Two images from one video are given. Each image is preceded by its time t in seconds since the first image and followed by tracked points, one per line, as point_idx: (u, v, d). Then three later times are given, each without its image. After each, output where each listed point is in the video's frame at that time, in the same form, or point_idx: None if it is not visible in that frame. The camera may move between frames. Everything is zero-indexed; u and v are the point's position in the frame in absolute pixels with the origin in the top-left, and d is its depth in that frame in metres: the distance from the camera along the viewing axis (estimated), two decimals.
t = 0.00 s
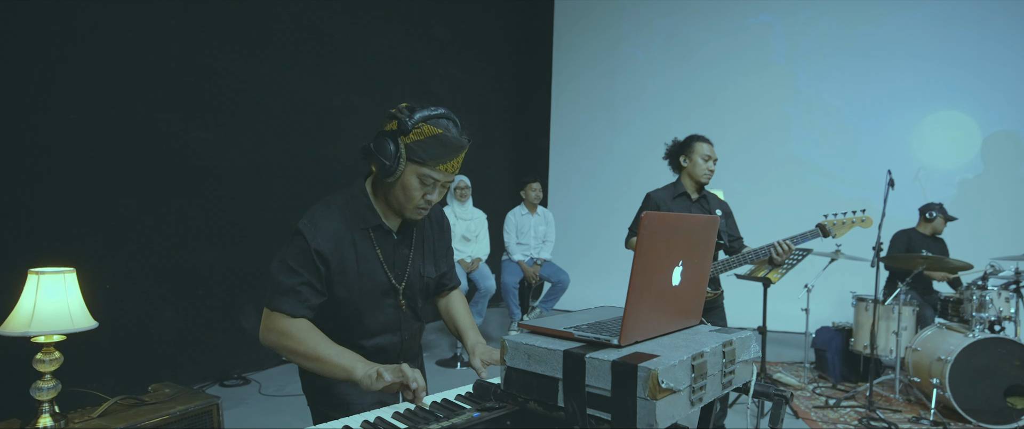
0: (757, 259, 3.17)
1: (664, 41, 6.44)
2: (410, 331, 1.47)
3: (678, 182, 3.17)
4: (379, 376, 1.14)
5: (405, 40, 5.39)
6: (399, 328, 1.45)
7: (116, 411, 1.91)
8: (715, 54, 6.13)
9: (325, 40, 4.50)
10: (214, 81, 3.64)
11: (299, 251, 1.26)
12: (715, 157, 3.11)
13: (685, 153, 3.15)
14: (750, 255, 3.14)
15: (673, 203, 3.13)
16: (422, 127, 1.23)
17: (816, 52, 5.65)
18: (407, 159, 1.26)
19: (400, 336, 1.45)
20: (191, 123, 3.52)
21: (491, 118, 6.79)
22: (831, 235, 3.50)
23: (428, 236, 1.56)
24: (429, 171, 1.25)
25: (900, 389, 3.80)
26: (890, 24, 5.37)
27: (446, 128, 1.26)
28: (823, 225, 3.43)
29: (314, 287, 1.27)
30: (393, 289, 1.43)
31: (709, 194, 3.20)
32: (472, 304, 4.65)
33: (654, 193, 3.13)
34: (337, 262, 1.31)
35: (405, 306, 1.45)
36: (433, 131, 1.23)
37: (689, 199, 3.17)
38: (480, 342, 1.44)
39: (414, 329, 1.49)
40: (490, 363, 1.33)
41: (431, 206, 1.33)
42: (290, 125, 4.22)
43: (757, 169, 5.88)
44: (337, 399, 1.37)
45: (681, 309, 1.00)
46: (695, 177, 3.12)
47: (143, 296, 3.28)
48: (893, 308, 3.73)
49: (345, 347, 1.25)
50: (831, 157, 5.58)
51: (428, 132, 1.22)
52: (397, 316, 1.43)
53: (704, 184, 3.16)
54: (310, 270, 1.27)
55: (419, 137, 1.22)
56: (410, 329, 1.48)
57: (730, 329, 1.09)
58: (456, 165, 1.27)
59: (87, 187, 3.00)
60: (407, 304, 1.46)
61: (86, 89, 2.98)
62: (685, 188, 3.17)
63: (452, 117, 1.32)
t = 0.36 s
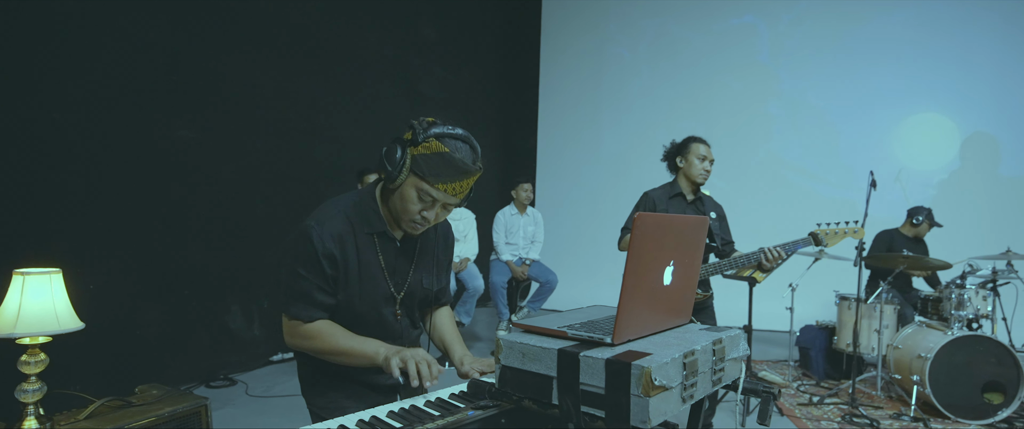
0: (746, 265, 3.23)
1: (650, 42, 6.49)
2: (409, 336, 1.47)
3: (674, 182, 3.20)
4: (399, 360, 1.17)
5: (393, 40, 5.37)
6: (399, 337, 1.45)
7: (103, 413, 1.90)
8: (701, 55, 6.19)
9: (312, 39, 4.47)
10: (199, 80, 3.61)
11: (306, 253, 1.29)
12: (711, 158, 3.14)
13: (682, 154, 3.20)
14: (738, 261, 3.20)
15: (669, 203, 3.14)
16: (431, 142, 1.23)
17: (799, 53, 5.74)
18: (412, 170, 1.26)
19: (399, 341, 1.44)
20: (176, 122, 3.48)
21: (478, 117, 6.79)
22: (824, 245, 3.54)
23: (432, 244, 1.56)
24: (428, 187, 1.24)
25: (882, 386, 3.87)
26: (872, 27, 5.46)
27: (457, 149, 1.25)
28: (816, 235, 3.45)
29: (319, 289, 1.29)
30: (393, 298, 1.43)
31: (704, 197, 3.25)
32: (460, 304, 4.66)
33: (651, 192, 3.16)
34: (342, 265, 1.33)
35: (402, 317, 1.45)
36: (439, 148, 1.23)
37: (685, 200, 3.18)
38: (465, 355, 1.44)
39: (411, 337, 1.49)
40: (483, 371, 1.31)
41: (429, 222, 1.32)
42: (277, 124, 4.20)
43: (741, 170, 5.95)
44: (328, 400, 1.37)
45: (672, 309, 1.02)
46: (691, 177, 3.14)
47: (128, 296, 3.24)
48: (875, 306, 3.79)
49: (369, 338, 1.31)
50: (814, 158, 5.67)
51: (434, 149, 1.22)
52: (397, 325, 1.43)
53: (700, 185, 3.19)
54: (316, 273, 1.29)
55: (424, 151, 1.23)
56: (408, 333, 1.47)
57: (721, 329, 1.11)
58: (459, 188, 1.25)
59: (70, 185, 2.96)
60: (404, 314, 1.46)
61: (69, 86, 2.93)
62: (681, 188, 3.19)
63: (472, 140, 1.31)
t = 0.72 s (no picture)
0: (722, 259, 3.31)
1: (637, 43, 6.53)
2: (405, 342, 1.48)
3: (650, 183, 3.28)
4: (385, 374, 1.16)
5: (379, 39, 5.35)
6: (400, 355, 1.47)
7: (88, 416, 1.88)
8: (686, 56, 6.26)
9: (299, 38, 4.45)
10: (185, 78, 3.58)
11: (304, 273, 1.30)
12: (685, 158, 3.21)
13: (657, 155, 3.27)
14: (712, 255, 3.26)
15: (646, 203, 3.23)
16: (445, 201, 1.18)
17: (783, 55, 5.83)
18: (431, 227, 1.24)
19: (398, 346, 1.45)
20: (161, 120, 3.45)
21: (465, 117, 6.79)
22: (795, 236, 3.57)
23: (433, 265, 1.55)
24: (453, 236, 1.25)
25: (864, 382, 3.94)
26: (856, 28, 5.56)
27: (471, 194, 1.20)
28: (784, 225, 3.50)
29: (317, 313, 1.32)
30: (395, 319, 1.44)
31: (680, 195, 3.29)
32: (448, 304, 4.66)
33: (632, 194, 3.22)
34: (341, 290, 1.34)
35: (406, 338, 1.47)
36: (456, 206, 1.18)
37: (661, 199, 3.25)
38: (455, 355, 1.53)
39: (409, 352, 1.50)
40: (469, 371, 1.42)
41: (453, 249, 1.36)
42: (263, 123, 4.16)
43: (727, 170, 6.02)
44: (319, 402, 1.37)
45: (660, 306, 1.03)
46: (666, 177, 3.21)
47: (110, 298, 3.20)
48: (858, 304, 3.85)
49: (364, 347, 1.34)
50: (798, 158, 5.75)
51: (452, 208, 1.18)
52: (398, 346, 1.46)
53: (674, 184, 3.26)
54: (313, 295, 1.31)
55: (442, 213, 1.19)
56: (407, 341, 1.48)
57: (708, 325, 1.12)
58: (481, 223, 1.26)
59: (51, 185, 2.91)
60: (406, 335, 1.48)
61: (49, 84, 2.89)
62: (657, 188, 3.27)
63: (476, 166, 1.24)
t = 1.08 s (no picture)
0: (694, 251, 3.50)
1: (624, 41, 6.56)
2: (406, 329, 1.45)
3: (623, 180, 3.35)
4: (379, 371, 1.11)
5: (366, 36, 5.33)
6: (391, 316, 1.42)
7: (69, 415, 1.84)
8: (672, 54, 6.31)
9: (286, 34, 4.42)
10: (168, 72, 3.53)
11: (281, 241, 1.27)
12: (657, 156, 3.20)
13: (630, 153, 3.27)
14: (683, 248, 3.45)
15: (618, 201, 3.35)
16: (395, 112, 1.19)
17: (767, 54, 5.92)
18: (387, 147, 1.23)
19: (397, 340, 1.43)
20: (144, 115, 3.39)
21: (453, 115, 6.78)
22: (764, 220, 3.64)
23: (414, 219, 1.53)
24: (410, 156, 1.23)
25: (849, 378, 3.99)
26: (840, 27, 5.67)
27: (421, 108, 1.21)
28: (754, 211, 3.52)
29: (299, 279, 1.27)
30: (382, 274, 1.39)
31: (653, 192, 3.32)
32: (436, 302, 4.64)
33: (603, 192, 3.39)
34: (320, 250, 1.29)
35: (396, 291, 1.41)
36: (406, 116, 1.19)
37: (633, 196, 3.34)
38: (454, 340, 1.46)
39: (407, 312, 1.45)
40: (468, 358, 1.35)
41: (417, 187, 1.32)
42: (247, 119, 4.11)
43: (712, 168, 6.09)
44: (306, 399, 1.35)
45: (652, 300, 1.03)
46: (639, 175, 3.22)
47: (91, 296, 3.14)
48: (843, 301, 3.90)
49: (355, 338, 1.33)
50: (782, 156, 5.83)
51: (402, 118, 1.18)
52: (386, 304, 1.41)
53: (647, 182, 3.27)
54: (293, 260, 1.26)
55: (394, 125, 1.19)
56: (406, 338, 1.46)
57: (702, 320, 1.13)
58: (437, 143, 1.25)
59: (30, 180, 2.85)
60: (398, 291, 1.43)
61: (27, 77, 2.82)
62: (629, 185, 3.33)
63: (425, 91, 1.26)
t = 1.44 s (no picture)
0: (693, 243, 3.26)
1: (619, 39, 6.58)
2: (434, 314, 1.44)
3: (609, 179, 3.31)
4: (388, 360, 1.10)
5: (361, 32, 5.30)
6: (410, 297, 1.41)
7: (63, 414, 1.80)
8: (667, 53, 6.34)
9: (279, 30, 4.38)
10: (161, 67, 3.48)
11: (288, 238, 1.29)
12: (640, 153, 3.28)
13: (613, 152, 3.34)
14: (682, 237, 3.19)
15: (606, 199, 3.30)
16: (383, 99, 1.25)
17: (761, 53, 5.96)
18: (372, 131, 1.27)
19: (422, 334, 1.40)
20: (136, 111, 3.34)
21: (448, 112, 6.75)
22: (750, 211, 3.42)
23: (413, 206, 1.55)
24: (393, 141, 1.27)
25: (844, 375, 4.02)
26: (834, 25, 5.70)
27: (409, 98, 1.27)
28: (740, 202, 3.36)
29: (308, 269, 1.27)
30: (389, 258, 1.39)
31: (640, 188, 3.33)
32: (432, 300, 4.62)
33: (589, 191, 3.34)
34: (326, 240, 1.30)
35: (404, 273, 1.41)
36: (392, 102, 1.25)
37: (620, 193, 3.30)
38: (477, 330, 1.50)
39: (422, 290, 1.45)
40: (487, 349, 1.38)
41: (400, 177, 1.35)
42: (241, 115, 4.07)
43: (706, 166, 6.12)
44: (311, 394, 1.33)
45: (666, 293, 1.02)
46: (624, 173, 3.26)
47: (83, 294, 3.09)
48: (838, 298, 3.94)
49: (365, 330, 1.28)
50: (775, 154, 5.87)
51: (388, 104, 1.24)
52: (400, 286, 1.40)
53: (633, 178, 3.29)
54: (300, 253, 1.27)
55: (379, 109, 1.24)
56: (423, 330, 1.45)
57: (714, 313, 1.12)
58: (421, 134, 1.29)
59: (21, 176, 2.80)
60: (407, 272, 1.42)
61: (19, 71, 2.77)
62: (615, 183, 3.31)
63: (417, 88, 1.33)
